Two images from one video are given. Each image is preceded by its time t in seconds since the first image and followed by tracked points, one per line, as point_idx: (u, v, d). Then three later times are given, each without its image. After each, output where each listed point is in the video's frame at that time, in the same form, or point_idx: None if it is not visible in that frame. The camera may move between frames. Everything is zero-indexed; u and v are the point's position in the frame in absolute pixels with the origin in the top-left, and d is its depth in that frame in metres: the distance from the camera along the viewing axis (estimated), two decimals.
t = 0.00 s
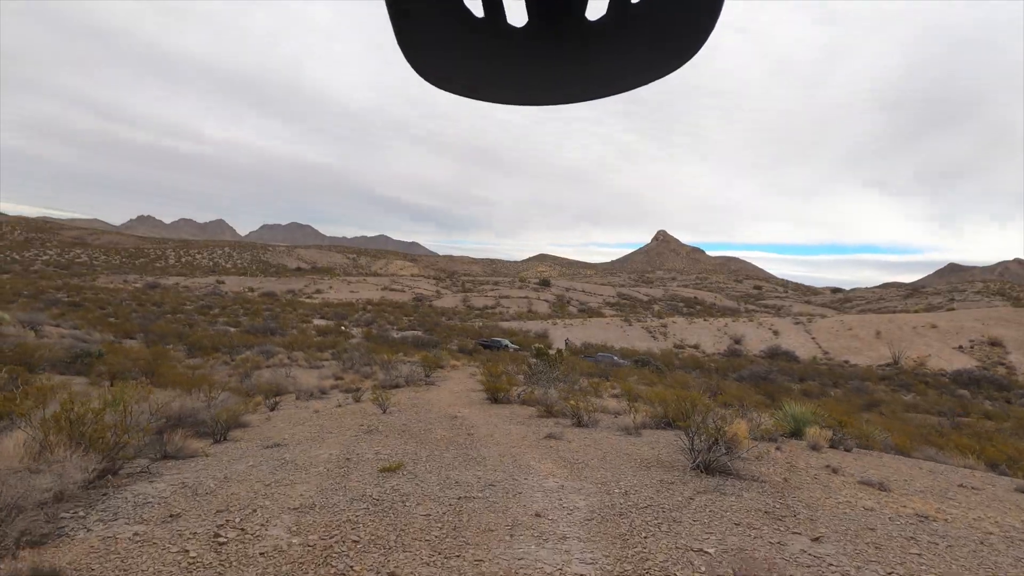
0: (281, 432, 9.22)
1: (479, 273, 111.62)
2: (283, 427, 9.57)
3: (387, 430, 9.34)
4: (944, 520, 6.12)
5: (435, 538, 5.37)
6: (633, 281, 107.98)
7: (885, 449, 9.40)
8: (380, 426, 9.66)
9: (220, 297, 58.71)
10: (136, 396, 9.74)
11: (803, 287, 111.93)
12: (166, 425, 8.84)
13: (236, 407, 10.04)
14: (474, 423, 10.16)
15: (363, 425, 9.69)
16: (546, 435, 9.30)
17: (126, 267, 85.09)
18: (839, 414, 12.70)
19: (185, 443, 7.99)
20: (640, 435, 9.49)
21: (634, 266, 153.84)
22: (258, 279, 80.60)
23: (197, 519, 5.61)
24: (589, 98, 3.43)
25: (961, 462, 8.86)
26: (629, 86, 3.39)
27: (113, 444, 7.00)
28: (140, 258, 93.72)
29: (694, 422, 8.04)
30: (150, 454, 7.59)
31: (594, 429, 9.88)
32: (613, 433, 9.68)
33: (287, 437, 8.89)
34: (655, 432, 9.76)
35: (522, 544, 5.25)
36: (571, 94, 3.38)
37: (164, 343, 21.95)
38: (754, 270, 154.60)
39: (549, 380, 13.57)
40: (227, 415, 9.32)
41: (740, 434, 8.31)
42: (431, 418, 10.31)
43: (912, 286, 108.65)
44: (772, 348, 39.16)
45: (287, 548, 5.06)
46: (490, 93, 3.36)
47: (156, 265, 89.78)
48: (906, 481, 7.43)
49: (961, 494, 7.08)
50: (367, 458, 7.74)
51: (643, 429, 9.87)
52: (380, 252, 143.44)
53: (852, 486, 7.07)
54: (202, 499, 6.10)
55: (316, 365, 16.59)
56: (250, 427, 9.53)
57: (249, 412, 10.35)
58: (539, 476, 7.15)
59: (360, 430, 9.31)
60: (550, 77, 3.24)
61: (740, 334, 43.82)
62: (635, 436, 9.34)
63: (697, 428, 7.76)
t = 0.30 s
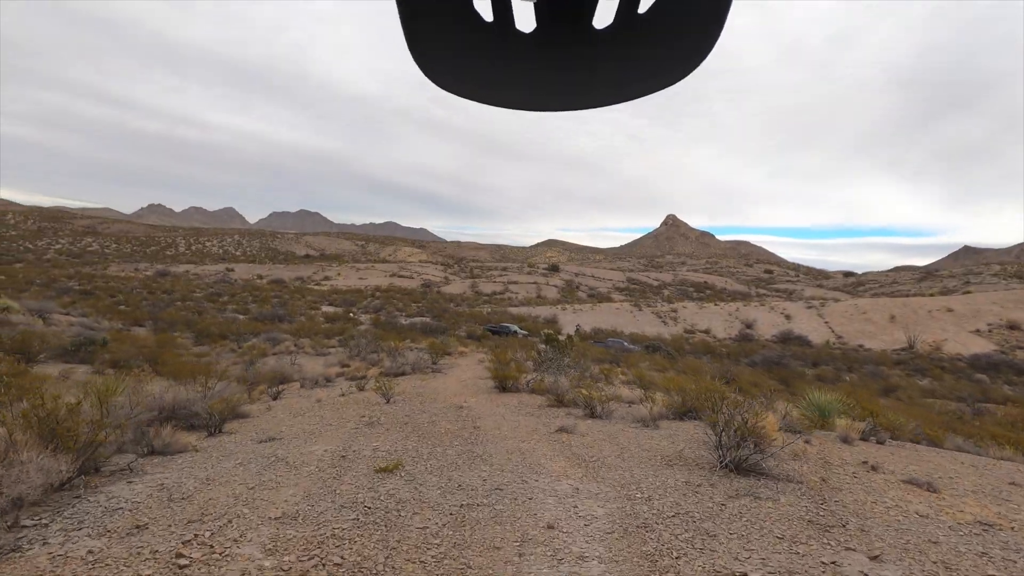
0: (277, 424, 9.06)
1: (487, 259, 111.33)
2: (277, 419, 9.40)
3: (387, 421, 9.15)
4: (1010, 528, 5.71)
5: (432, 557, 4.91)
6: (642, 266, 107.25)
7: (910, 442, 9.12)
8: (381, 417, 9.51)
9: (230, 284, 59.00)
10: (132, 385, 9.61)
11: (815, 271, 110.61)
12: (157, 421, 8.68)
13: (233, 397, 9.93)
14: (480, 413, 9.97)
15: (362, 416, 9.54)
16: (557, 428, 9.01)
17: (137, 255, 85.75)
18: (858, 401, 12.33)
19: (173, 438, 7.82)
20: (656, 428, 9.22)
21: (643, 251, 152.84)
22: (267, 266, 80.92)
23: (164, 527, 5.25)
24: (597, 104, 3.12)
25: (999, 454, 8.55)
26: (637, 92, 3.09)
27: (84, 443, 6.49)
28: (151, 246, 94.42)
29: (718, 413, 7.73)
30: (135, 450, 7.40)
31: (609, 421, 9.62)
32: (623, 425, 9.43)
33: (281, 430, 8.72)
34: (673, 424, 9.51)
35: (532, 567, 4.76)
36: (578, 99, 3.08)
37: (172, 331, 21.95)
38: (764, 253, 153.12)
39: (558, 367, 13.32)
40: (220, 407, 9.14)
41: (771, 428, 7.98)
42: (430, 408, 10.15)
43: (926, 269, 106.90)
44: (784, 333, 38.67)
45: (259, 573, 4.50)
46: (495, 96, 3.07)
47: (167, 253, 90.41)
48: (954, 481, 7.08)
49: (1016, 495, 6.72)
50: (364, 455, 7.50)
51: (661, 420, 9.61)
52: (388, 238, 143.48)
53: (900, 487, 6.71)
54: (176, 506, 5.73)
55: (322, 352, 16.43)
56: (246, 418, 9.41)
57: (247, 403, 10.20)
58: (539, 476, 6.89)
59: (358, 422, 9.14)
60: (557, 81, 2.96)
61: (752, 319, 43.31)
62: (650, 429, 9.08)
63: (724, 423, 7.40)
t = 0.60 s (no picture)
0: (264, 430, 8.67)
1: (493, 253, 110.95)
2: (264, 421, 9.12)
3: (381, 428, 8.69)
4: None
5: None
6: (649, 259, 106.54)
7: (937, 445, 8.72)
8: (379, 420, 9.12)
9: (236, 279, 59.03)
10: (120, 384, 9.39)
11: (823, 263, 109.49)
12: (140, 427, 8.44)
13: (225, 396, 9.80)
14: (486, 415, 9.63)
15: (358, 417, 9.28)
16: (568, 433, 8.57)
17: (144, 252, 86.08)
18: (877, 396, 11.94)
19: (150, 444, 7.54)
20: (677, 432, 8.84)
21: (649, 244, 151.95)
22: (273, 261, 80.98)
23: (104, 566, 4.41)
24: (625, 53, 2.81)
25: None
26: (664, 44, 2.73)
27: (39, 455, 5.87)
28: (159, 242, 94.80)
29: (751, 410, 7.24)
30: (107, 458, 7.10)
31: (628, 425, 9.25)
32: (631, 428, 9.09)
33: (268, 435, 8.39)
34: (699, 429, 9.12)
35: None
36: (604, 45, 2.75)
37: (175, 327, 21.76)
38: (772, 245, 151.78)
39: (567, 363, 12.95)
40: (208, 409, 8.93)
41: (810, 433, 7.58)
42: (427, 409, 9.80)
43: (938, 260, 105.49)
44: (795, 325, 38.12)
45: None
46: (519, 61, 3.03)
47: (174, 249, 90.70)
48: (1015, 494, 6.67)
49: None
50: (354, 468, 6.90)
51: (683, 424, 9.25)
52: (394, 233, 143.29)
53: (959, 503, 6.24)
54: (126, 535, 4.93)
55: (325, 348, 16.13)
56: (233, 419, 9.25)
57: (238, 403, 9.99)
58: (542, 488, 6.29)
59: (351, 428, 8.67)
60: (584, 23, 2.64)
61: (761, 311, 42.75)
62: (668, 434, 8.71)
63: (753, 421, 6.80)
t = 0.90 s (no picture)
0: (241, 437, 8.30)
1: (495, 249, 110.36)
2: (244, 426, 8.81)
3: (367, 433, 8.28)
4: None
5: None
6: (653, 255, 105.88)
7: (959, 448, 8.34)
8: (371, 425, 8.74)
9: (237, 276, 58.70)
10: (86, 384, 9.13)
11: (828, 259, 108.67)
12: (103, 433, 8.01)
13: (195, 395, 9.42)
14: (485, 416, 9.27)
15: (346, 419, 9.00)
16: (579, 440, 8.10)
17: (146, 248, 85.87)
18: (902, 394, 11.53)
19: (107, 454, 7.15)
20: (697, 437, 8.45)
21: (652, 240, 151.30)
22: (275, 258, 80.60)
23: None
24: None
25: None
26: None
27: None
28: (161, 239, 94.60)
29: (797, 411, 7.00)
30: (56, 469, 6.72)
31: (642, 428, 8.86)
32: (628, 430, 8.75)
33: (244, 442, 8.04)
34: (722, 434, 8.72)
35: None
36: None
37: (171, 323, 21.41)
38: (776, 240, 150.92)
39: (571, 361, 12.53)
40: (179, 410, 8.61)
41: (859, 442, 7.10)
42: (419, 411, 9.43)
43: (944, 256, 104.55)
44: (802, 321, 37.59)
45: None
46: None
47: (176, 246, 90.46)
48: None
49: None
50: (328, 484, 6.46)
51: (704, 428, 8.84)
52: (397, 230, 142.87)
53: None
54: None
55: (323, 345, 15.72)
56: (209, 422, 8.95)
57: (217, 405, 9.71)
58: (522, 507, 5.82)
59: (335, 434, 8.27)
60: None
61: (767, 307, 42.20)
62: (686, 439, 8.30)
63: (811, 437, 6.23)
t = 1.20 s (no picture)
0: (200, 448, 7.80)
1: (496, 245, 109.81)
2: (212, 434, 8.35)
3: (344, 445, 7.79)
4: None
5: None
6: (655, 251, 105.29)
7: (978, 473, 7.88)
8: (353, 432, 8.30)
9: (236, 271, 58.28)
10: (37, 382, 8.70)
11: (831, 255, 108.04)
12: (50, 443, 7.64)
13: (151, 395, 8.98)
14: (479, 421, 8.86)
15: (325, 425, 8.60)
16: (588, 457, 7.51)
17: (146, 244, 85.45)
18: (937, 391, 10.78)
19: (35, 471, 6.47)
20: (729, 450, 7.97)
21: (654, 236, 150.62)
22: (275, 254, 80.17)
23: None
24: None
25: None
26: None
27: None
28: (161, 235, 94.19)
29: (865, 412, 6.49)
30: None
31: (660, 439, 8.34)
32: (637, 441, 8.28)
33: (204, 455, 7.54)
34: (755, 446, 8.21)
35: None
36: None
37: (165, 318, 20.97)
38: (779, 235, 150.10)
39: (576, 359, 12.04)
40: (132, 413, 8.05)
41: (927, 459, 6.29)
42: (402, 416, 9.01)
43: (947, 252, 103.94)
44: (806, 318, 37.12)
45: None
46: None
47: (176, 242, 90.09)
48: None
49: None
50: (279, 515, 5.74)
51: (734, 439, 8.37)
52: (397, 226, 142.30)
53: None
54: None
55: (317, 341, 15.30)
56: (173, 428, 8.62)
57: (190, 407, 9.43)
58: (487, 536, 5.23)
59: (304, 446, 7.77)
60: None
61: (771, 303, 41.69)
62: (714, 453, 7.83)
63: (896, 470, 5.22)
